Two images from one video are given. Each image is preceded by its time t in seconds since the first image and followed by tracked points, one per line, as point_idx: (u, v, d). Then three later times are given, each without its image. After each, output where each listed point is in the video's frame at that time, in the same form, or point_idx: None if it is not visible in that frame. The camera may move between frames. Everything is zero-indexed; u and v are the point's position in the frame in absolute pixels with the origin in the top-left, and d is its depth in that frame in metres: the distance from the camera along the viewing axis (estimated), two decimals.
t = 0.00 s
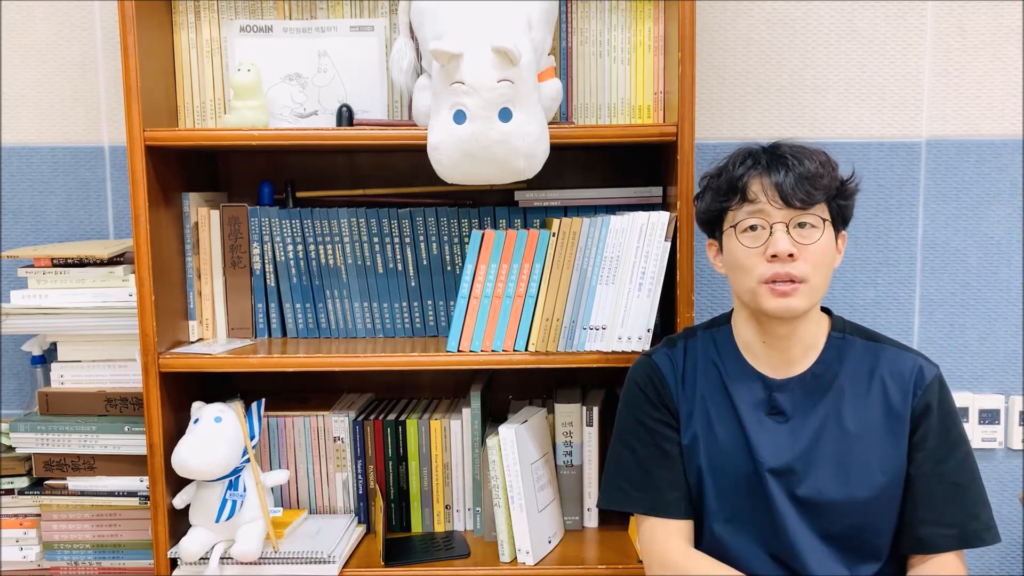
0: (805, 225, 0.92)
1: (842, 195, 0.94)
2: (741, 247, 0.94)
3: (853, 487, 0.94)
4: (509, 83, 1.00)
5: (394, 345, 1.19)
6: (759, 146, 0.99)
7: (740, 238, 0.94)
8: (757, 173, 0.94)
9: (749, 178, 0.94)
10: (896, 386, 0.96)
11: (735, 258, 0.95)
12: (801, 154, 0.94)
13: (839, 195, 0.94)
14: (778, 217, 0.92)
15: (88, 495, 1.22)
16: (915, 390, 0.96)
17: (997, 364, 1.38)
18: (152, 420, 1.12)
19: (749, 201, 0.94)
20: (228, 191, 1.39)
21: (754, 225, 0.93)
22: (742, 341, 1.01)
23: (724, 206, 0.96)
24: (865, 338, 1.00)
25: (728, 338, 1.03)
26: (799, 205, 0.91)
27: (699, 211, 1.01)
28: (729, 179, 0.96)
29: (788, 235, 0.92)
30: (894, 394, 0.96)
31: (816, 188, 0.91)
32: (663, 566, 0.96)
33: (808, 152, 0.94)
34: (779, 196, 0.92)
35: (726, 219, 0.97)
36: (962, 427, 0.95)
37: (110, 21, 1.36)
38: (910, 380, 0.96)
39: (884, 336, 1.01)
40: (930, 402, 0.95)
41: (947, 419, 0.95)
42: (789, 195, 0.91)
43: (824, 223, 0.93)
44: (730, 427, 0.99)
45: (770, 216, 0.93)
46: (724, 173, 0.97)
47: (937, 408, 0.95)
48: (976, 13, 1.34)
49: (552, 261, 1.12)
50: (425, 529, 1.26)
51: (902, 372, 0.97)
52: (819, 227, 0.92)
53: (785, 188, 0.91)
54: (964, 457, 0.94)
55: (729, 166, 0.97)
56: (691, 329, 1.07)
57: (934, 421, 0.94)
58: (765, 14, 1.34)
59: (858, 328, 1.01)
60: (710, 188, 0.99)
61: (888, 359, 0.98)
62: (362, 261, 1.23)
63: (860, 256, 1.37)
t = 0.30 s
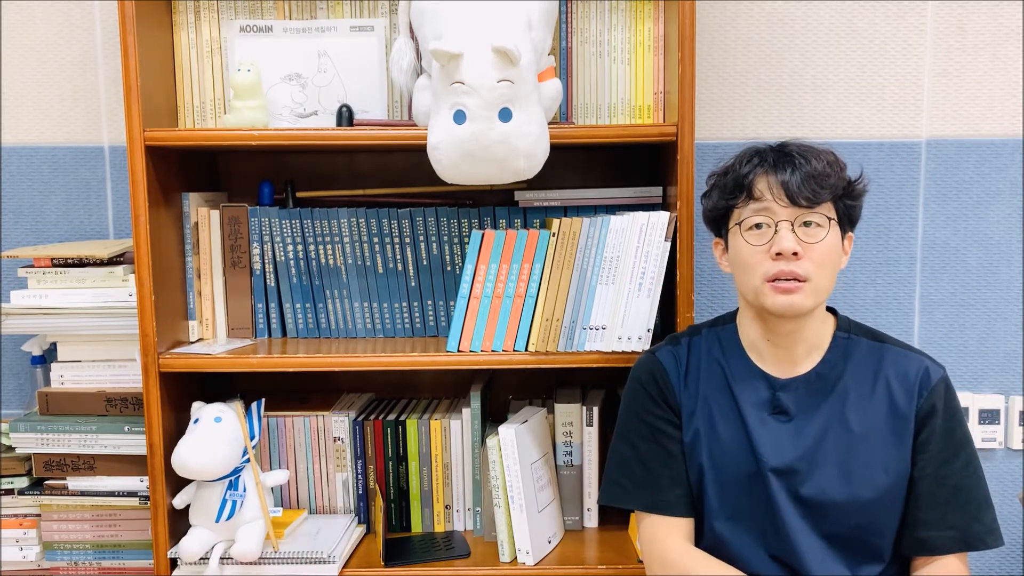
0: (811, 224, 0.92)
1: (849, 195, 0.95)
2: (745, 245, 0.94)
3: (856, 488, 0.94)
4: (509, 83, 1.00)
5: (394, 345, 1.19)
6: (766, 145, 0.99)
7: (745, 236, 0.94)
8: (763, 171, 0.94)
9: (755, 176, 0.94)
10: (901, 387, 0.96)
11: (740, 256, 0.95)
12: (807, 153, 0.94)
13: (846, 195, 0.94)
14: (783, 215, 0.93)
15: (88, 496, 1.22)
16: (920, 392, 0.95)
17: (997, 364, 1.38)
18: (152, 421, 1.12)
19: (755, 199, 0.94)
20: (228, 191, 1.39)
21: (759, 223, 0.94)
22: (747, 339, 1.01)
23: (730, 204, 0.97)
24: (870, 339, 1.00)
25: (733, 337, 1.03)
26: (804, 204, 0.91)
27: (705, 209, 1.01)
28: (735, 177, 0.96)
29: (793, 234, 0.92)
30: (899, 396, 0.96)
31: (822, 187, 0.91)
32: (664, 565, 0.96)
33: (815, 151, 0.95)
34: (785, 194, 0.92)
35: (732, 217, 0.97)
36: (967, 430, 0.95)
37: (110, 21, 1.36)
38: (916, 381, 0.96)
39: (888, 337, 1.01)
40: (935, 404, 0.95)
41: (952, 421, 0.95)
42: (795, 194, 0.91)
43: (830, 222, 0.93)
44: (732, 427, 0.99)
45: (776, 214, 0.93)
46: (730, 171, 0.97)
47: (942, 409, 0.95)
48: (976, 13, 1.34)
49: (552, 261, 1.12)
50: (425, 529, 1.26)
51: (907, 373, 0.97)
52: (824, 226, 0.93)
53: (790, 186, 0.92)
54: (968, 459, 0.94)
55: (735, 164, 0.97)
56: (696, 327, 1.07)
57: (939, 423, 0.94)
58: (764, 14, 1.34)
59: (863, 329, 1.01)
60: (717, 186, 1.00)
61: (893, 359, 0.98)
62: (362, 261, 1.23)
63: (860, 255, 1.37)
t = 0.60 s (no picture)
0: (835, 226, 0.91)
1: (875, 198, 0.94)
2: (767, 244, 0.94)
3: (863, 492, 0.94)
4: (509, 83, 1.00)
5: (394, 344, 1.19)
6: (793, 142, 0.98)
7: (767, 235, 0.94)
8: (789, 170, 0.93)
9: (781, 175, 0.93)
10: (917, 395, 0.95)
11: (761, 255, 0.94)
12: (835, 153, 0.93)
13: (872, 198, 0.93)
14: (808, 216, 0.92)
15: (88, 495, 1.22)
16: (936, 400, 0.95)
17: (997, 364, 1.38)
18: (152, 421, 1.12)
19: (779, 198, 0.93)
20: (228, 191, 1.39)
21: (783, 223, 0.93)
22: (764, 337, 1.01)
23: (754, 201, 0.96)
24: (887, 344, 0.99)
25: (749, 335, 1.02)
26: (829, 206, 0.91)
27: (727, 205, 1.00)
28: (760, 175, 0.95)
29: (816, 235, 0.91)
30: (914, 403, 0.95)
31: (848, 190, 0.90)
32: (666, 563, 0.97)
33: (843, 152, 0.93)
34: (810, 195, 0.91)
35: (754, 215, 0.96)
36: (981, 441, 0.95)
37: (110, 21, 1.36)
38: (932, 389, 0.96)
39: (905, 343, 1.00)
40: (950, 412, 0.94)
41: (967, 430, 0.94)
42: (820, 195, 0.90)
43: (854, 225, 0.92)
44: (744, 425, 0.98)
45: (800, 215, 0.92)
46: (755, 168, 0.96)
47: (957, 417, 0.94)
48: (976, 13, 1.34)
49: (552, 261, 1.12)
50: (425, 529, 1.26)
51: (923, 381, 0.96)
52: (849, 229, 0.92)
53: (816, 187, 0.91)
54: (981, 468, 0.94)
55: (761, 162, 0.96)
56: (711, 324, 1.06)
57: (953, 432, 0.94)
58: (765, 14, 1.34)
59: (880, 334, 1.01)
60: (740, 182, 0.99)
61: (910, 366, 0.97)
62: (362, 261, 1.23)
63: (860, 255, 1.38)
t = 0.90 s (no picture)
0: (893, 236, 0.89)
1: (938, 212, 0.91)
2: (821, 243, 0.91)
3: (863, 492, 0.94)
4: (509, 83, 1.00)
5: (394, 345, 1.19)
6: (862, 142, 0.94)
7: (822, 234, 0.91)
8: (855, 172, 0.90)
9: (846, 175, 0.90)
10: (947, 410, 0.94)
11: (813, 253, 0.92)
12: (906, 159, 0.89)
13: (935, 212, 0.90)
14: (867, 222, 0.89)
15: (88, 495, 1.22)
16: (967, 418, 0.94)
17: (997, 365, 1.38)
18: (152, 420, 1.12)
19: (841, 198, 0.90)
20: (228, 191, 1.39)
21: (840, 224, 0.90)
22: (799, 336, 0.99)
23: (812, 198, 0.92)
24: (923, 355, 0.98)
25: (783, 336, 1.01)
26: (891, 216, 0.88)
27: (782, 196, 0.97)
28: (824, 172, 0.91)
29: (873, 243, 0.89)
30: (944, 418, 0.94)
31: (913, 202, 0.88)
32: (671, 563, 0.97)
33: (914, 160, 0.90)
34: (874, 201, 0.88)
35: (810, 211, 0.93)
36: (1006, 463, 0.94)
37: (110, 21, 1.36)
38: (964, 406, 0.94)
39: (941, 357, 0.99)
40: (980, 432, 0.93)
41: (994, 449, 0.93)
42: (885, 202, 0.87)
43: (913, 239, 0.89)
44: (770, 427, 0.97)
45: (859, 219, 0.89)
46: (819, 163, 0.93)
47: (986, 437, 0.93)
48: (976, 13, 1.33)
49: (552, 261, 1.12)
50: (425, 529, 1.26)
51: (955, 397, 0.95)
52: (907, 242, 0.89)
53: (881, 194, 0.87)
54: (1005, 490, 0.93)
55: (827, 158, 0.92)
56: (744, 319, 1.05)
57: (982, 451, 0.93)
58: (764, 14, 1.34)
59: (916, 344, 0.99)
60: (800, 175, 0.95)
61: (943, 380, 0.96)
62: (362, 261, 1.23)
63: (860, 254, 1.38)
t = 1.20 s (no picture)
0: (919, 238, 0.89)
1: (967, 213, 0.90)
2: (846, 245, 0.91)
3: (866, 495, 0.94)
4: (509, 83, 1.00)
5: (394, 345, 1.19)
6: (891, 140, 0.94)
7: (847, 235, 0.91)
8: (882, 172, 0.90)
9: (872, 175, 0.90)
10: (970, 417, 0.93)
11: (838, 255, 0.92)
12: (934, 159, 0.89)
13: (964, 214, 0.90)
14: (893, 223, 0.89)
15: (88, 495, 1.22)
16: (990, 426, 0.92)
17: (997, 365, 1.38)
18: (151, 420, 1.12)
19: (866, 199, 0.90)
20: (228, 191, 1.39)
21: (865, 225, 0.90)
22: (820, 339, 0.99)
23: (837, 197, 0.93)
24: (946, 359, 0.97)
25: (804, 337, 1.01)
26: (918, 217, 0.88)
27: (808, 194, 0.98)
28: (850, 171, 0.92)
29: (898, 245, 0.89)
30: (966, 425, 0.93)
31: (940, 203, 0.87)
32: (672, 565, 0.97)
33: (942, 159, 0.90)
34: (900, 202, 0.88)
35: (835, 211, 0.94)
36: None
37: (110, 21, 1.36)
38: (987, 414, 0.92)
39: (966, 361, 0.98)
40: (1003, 440, 0.91)
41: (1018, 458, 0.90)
42: (910, 203, 0.88)
43: (940, 240, 0.89)
44: (789, 430, 0.98)
45: (885, 220, 0.89)
46: (846, 162, 0.93)
47: (1010, 445, 0.91)
48: (976, 13, 1.34)
49: (552, 260, 1.12)
50: (425, 529, 1.26)
51: (979, 405, 0.93)
52: (933, 244, 0.89)
53: (907, 195, 0.88)
54: None
55: (853, 157, 0.93)
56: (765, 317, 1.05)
57: (1005, 458, 0.90)
58: (765, 14, 1.34)
59: (941, 347, 0.98)
60: (827, 174, 0.95)
61: (967, 384, 0.95)
62: (362, 261, 1.23)
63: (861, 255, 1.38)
